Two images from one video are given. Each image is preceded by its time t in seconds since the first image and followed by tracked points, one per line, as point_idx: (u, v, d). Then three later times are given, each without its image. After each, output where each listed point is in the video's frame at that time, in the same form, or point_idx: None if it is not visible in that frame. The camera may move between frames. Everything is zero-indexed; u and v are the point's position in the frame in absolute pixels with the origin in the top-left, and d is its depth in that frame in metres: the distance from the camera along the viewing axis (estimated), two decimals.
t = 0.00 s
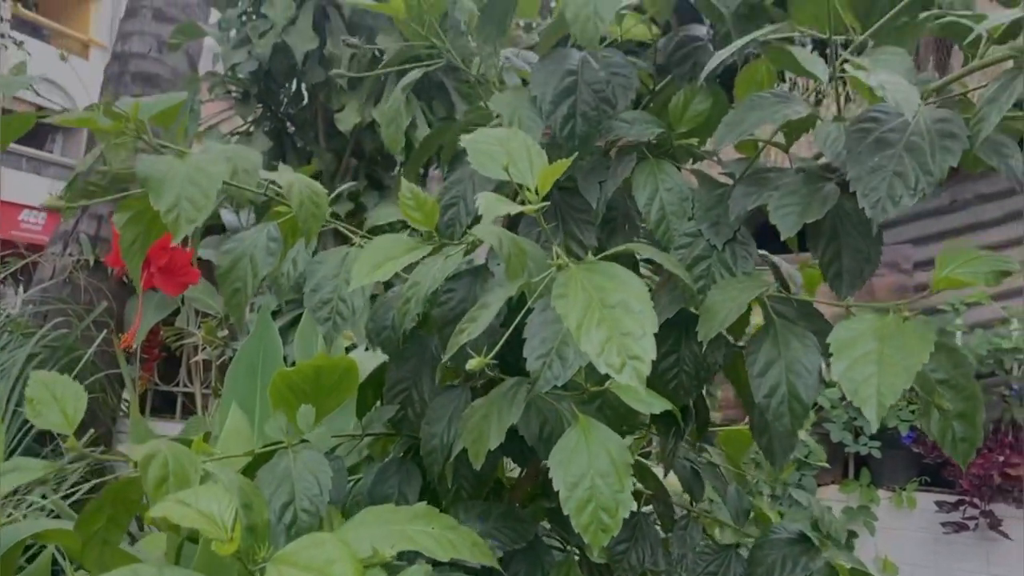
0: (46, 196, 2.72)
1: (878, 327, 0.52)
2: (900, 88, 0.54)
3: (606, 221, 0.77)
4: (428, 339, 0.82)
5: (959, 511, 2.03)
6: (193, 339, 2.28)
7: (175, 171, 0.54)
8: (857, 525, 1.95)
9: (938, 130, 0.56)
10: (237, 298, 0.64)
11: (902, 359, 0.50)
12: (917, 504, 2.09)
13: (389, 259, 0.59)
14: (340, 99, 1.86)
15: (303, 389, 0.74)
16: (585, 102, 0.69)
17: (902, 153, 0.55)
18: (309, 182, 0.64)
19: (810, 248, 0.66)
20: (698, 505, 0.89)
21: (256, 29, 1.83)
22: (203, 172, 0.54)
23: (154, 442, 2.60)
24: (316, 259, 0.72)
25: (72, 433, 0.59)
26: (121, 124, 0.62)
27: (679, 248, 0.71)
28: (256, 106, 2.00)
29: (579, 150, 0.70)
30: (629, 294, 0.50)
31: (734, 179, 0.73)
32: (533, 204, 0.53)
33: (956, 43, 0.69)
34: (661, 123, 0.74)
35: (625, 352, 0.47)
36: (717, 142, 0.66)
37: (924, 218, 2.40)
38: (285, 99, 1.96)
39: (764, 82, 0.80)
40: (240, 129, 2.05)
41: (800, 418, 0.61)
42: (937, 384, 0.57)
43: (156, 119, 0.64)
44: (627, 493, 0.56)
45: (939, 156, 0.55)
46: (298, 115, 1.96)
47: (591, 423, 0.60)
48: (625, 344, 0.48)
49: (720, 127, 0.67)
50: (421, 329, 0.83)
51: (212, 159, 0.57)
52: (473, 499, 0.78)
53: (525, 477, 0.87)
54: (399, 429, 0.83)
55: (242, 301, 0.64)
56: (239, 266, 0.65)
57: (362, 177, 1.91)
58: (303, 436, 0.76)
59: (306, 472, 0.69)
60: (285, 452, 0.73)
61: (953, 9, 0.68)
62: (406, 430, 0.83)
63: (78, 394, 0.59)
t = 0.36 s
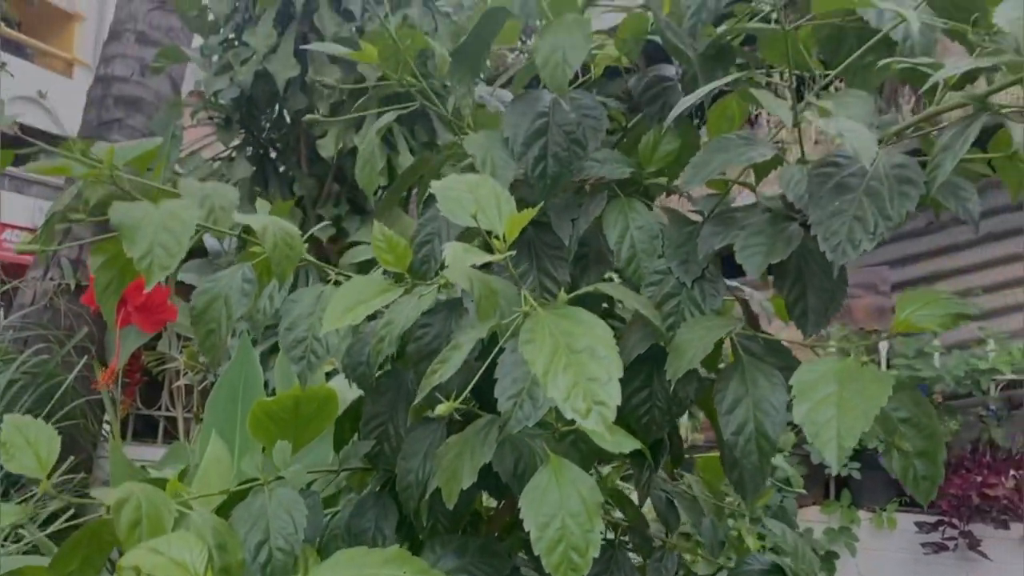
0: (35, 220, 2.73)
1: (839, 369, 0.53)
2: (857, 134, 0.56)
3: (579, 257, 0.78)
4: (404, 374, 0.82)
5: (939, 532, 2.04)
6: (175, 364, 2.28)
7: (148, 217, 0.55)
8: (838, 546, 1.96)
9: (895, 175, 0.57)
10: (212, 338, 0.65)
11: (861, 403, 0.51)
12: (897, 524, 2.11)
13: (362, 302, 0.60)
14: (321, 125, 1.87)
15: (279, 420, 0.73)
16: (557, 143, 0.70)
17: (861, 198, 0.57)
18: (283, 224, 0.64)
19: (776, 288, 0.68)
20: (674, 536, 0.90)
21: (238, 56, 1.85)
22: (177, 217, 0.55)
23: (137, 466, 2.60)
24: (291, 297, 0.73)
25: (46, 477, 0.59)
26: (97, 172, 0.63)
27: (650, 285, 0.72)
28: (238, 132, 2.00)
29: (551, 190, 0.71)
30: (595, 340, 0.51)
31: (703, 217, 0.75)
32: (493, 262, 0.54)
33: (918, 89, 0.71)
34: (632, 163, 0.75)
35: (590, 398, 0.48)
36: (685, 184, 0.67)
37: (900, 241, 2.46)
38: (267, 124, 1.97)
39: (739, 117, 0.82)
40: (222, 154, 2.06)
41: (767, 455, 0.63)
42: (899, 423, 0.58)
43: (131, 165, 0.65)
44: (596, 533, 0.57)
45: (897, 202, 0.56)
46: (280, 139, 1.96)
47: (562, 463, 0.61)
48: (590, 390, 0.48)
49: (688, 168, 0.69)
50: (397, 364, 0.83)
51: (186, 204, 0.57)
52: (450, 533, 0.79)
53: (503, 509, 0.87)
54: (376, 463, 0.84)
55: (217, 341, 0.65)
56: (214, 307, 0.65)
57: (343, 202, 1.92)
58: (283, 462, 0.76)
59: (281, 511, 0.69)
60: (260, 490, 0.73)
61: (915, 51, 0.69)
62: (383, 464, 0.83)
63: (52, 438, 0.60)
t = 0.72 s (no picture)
0: (20, 241, 2.64)
1: (796, 407, 0.54)
2: (812, 175, 0.57)
3: (548, 289, 0.79)
4: (376, 406, 0.82)
5: (920, 551, 2.05)
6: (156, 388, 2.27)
7: (115, 260, 0.55)
8: (819, 566, 1.97)
9: (850, 215, 0.58)
10: (181, 376, 0.65)
11: (815, 440, 0.52)
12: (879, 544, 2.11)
13: (328, 341, 0.60)
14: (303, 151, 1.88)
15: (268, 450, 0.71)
16: (524, 180, 0.71)
17: (817, 237, 0.58)
18: (250, 263, 0.65)
19: (738, 322, 0.69)
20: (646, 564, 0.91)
21: (218, 83, 1.85)
22: (143, 261, 0.56)
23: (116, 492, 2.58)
24: (262, 333, 0.73)
25: (12, 519, 0.60)
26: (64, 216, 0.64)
27: (616, 318, 0.74)
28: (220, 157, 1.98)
29: (519, 225, 0.72)
30: (555, 381, 0.51)
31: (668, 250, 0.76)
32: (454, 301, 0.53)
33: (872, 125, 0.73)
34: (599, 198, 0.76)
35: (548, 439, 0.48)
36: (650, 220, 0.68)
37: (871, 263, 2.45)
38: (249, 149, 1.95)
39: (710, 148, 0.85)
40: (203, 178, 2.06)
41: (730, 488, 0.63)
42: (857, 457, 0.59)
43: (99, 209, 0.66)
44: (560, 569, 0.58)
45: (851, 241, 0.57)
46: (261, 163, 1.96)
47: (527, 498, 0.61)
48: (549, 432, 0.49)
49: (652, 204, 0.70)
50: (368, 396, 0.84)
51: (152, 247, 0.58)
52: (422, 565, 0.79)
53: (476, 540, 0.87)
54: (348, 496, 0.84)
55: (185, 380, 0.65)
56: (183, 345, 0.66)
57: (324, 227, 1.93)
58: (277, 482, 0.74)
59: (251, 546, 0.69)
60: (231, 525, 0.73)
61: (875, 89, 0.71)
62: (355, 496, 0.84)
63: (17, 479, 0.60)
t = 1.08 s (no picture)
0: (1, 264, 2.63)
1: (753, 442, 0.55)
2: (766, 212, 0.58)
3: (516, 319, 0.80)
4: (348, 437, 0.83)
5: (901, 569, 2.06)
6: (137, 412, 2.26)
7: (79, 301, 0.56)
8: None
9: (805, 250, 0.59)
10: (148, 412, 0.66)
11: (771, 474, 0.53)
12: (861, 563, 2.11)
13: (293, 377, 0.61)
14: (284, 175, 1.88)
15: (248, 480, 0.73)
16: (490, 213, 0.72)
17: (773, 272, 0.59)
18: (217, 299, 0.66)
19: (702, 354, 0.69)
20: None
21: (198, 108, 1.86)
22: (107, 301, 0.56)
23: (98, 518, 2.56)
24: (231, 367, 0.74)
25: None
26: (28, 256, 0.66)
27: (582, 349, 0.74)
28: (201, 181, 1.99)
29: (486, 258, 0.72)
30: (514, 419, 0.52)
31: (635, 281, 0.77)
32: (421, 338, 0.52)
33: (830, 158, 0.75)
34: (566, 229, 0.77)
35: (506, 477, 0.49)
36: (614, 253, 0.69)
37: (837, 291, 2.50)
38: (230, 173, 1.95)
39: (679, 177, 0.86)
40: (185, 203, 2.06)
41: (694, 520, 0.64)
42: (816, 487, 0.60)
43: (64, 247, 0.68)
44: None
45: (807, 275, 0.58)
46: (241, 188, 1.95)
47: (492, 532, 0.62)
48: (507, 470, 0.49)
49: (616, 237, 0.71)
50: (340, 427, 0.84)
51: (117, 286, 0.58)
52: None
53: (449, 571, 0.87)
54: (321, 527, 0.84)
55: (152, 416, 0.66)
56: (150, 382, 0.66)
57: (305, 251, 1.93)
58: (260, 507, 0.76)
59: None
60: (202, 559, 0.73)
61: (833, 123, 0.73)
62: (327, 527, 0.84)
63: None
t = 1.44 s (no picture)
0: None
1: (713, 476, 0.56)
2: (725, 248, 0.59)
3: (487, 350, 0.80)
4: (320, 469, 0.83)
5: None
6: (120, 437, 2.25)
7: (44, 342, 0.56)
8: None
9: (763, 284, 0.60)
10: (116, 449, 0.66)
11: (730, 508, 0.53)
12: None
13: (259, 415, 0.61)
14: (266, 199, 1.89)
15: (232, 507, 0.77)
16: (459, 246, 0.73)
17: (733, 305, 0.60)
18: (185, 335, 0.66)
19: (668, 385, 0.70)
20: None
21: (180, 132, 1.86)
22: (72, 342, 0.57)
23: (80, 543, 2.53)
24: (201, 402, 0.74)
25: None
26: None
27: (551, 380, 0.74)
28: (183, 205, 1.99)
29: (454, 291, 0.73)
30: (474, 457, 0.53)
31: (603, 311, 0.77)
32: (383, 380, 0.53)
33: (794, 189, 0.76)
34: (534, 261, 0.78)
35: (466, 516, 0.49)
36: (580, 285, 0.69)
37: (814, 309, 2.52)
38: (213, 197, 1.95)
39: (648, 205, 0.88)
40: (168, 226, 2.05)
41: (660, 551, 0.64)
42: (778, 518, 0.61)
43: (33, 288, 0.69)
44: None
45: (765, 310, 0.59)
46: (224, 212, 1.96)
47: (458, 566, 0.62)
48: (466, 508, 0.50)
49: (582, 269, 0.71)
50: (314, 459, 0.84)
51: (82, 326, 0.59)
52: None
53: None
54: (294, 558, 0.84)
55: (120, 453, 0.66)
56: (118, 418, 0.67)
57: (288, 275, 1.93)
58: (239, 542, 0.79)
59: None
60: None
61: (795, 156, 0.74)
62: (301, 558, 0.83)
63: None
